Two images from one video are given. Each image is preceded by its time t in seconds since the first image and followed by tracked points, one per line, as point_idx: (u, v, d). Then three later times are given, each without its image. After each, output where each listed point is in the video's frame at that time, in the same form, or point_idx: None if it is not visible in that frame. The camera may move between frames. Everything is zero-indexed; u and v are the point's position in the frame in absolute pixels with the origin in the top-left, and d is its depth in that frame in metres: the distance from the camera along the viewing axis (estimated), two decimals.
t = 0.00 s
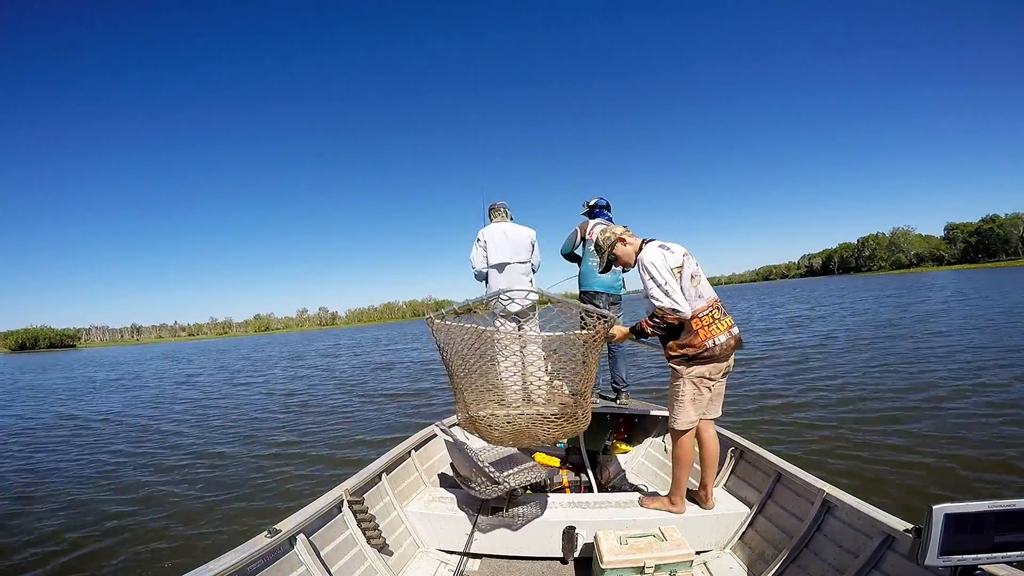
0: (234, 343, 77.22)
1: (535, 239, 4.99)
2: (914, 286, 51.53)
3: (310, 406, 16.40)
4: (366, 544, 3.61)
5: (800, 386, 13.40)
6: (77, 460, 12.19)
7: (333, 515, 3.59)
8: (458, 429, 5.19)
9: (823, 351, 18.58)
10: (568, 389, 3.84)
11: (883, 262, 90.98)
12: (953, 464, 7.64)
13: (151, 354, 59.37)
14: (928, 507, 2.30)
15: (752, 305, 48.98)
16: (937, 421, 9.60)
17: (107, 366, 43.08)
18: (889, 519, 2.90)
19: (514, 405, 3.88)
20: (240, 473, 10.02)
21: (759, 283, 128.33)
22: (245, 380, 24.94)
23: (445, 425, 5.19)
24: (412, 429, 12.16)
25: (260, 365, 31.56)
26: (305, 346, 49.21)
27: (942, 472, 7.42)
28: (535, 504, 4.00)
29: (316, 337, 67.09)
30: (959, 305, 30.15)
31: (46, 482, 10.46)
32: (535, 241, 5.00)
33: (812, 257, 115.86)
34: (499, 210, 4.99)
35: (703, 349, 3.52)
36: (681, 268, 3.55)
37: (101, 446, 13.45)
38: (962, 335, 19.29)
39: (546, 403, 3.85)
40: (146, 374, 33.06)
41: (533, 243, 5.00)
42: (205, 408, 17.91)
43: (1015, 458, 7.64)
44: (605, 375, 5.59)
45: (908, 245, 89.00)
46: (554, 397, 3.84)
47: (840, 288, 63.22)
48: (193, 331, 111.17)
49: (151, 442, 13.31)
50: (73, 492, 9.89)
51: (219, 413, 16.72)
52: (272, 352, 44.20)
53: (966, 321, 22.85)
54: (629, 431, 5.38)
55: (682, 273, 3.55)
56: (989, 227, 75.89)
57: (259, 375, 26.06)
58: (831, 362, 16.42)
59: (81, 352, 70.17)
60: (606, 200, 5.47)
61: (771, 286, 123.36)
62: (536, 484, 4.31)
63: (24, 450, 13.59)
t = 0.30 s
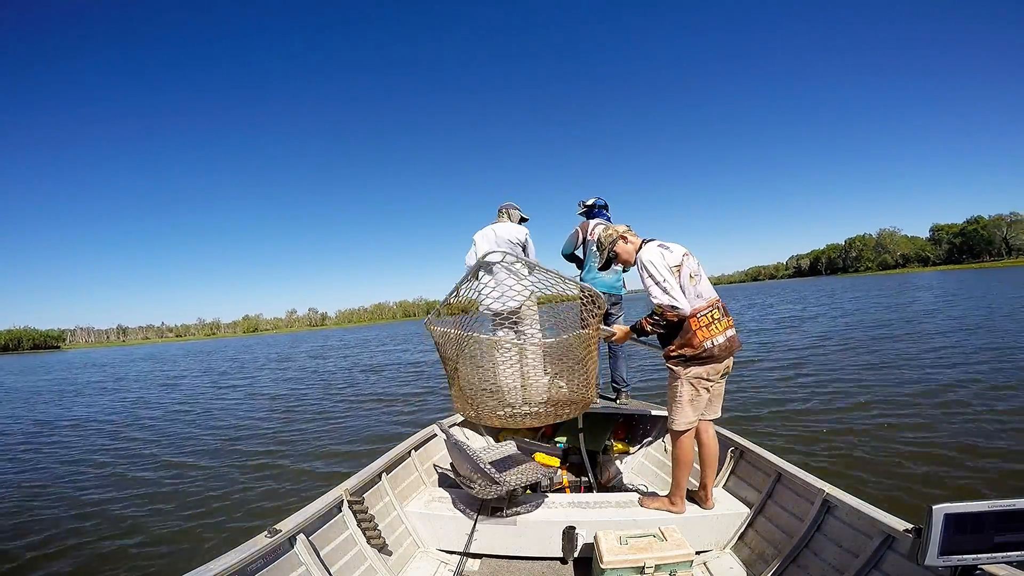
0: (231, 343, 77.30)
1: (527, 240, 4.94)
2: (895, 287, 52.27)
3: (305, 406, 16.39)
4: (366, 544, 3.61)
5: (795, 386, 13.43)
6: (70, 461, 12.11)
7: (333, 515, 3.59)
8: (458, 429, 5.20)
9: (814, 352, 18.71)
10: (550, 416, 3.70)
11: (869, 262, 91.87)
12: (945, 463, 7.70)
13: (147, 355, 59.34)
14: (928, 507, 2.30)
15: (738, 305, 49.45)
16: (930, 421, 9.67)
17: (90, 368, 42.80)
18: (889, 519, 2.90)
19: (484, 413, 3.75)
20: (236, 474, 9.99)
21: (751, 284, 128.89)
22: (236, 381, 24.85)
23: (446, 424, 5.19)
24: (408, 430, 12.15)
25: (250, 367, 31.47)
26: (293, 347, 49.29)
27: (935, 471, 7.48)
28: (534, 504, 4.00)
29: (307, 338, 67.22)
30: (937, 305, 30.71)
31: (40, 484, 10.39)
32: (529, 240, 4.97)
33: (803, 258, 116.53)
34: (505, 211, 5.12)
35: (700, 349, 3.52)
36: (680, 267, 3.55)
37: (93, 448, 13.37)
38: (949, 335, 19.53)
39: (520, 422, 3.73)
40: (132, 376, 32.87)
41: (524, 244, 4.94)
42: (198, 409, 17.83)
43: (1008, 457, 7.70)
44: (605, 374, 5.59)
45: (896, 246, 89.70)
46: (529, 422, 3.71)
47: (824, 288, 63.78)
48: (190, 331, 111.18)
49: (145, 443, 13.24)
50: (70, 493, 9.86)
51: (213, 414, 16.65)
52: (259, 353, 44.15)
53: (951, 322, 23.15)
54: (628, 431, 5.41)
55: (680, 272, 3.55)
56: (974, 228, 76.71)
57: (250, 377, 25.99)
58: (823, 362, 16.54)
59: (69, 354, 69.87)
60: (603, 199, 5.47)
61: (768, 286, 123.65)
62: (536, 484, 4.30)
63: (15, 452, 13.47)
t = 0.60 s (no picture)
0: (227, 343, 77.15)
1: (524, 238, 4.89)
2: (879, 289, 53.01)
3: (300, 406, 16.37)
4: (366, 544, 3.61)
5: (790, 387, 13.49)
6: (63, 462, 12.03)
7: (333, 515, 3.58)
8: (458, 429, 5.20)
9: (806, 352, 18.86)
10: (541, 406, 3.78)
11: (855, 263, 92.87)
12: (941, 463, 7.75)
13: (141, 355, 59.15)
14: (928, 507, 2.30)
15: (726, 307, 49.84)
16: (923, 421, 9.76)
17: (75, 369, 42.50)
18: (889, 519, 2.90)
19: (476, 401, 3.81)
20: (232, 474, 9.96)
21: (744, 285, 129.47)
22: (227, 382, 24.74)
23: (445, 424, 5.19)
24: (404, 430, 12.17)
25: (239, 368, 31.34)
26: (282, 348, 49.27)
27: (928, 471, 7.55)
28: (534, 504, 4.00)
29: (299, 338, 67.33)
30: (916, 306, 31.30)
31: (34, 485, 10.30)
32: (525, 237, 4.92)
33: (795, 259, 117.19)
34: (512, 213, 5.18)
35: (695, 349, 3.52)
36: (679, 265, 3.56)
37: (86, 447, 13.28)
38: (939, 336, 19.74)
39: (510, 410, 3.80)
40: (118, 377, 32.63)
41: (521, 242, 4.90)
42: (192, 409, 17.76)
43: (1001, 457, 7.77)
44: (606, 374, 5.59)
45: (879, 247, 90.61)
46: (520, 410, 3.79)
47: (812, 289, 64.31)
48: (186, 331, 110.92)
49: (139, 444, 13.17)
50: (67, 492, 9.81)
51: (206, 414, 16.59)
52: (248, 354, 44.09)
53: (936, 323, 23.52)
54: (629, 431, 5.37)
55: (679, 271, 3.55)
56: (960, 229, 77.64)
57: (241, 378, 25.89)
58: (815, 363, 16.66)
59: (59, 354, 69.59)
60: (601, 201, 5.48)
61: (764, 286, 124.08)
62: (536, 484, 4.30)
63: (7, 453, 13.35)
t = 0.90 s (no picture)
0: (223, 344, 77.16)
1: (524, 241, 4.89)
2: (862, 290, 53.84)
3: (295, 407, 16.37)
4: (366, 544, 3.61)
5: (785, 387, 13.52)
6: (57, 464, 11.95)
7: (333, 515, 3.58)
8: (458, 429, 5.20)
9: (799, 352, 18.99)
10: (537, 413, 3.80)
11: (844, 264, 93.73)
12: (939, 463, 7.79)
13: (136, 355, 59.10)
14: (927, 507, 2.31)
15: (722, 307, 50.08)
16: (918, 421, 9.81)
17: (59, 370, 42.22)
18: (889, 519, 2.90)
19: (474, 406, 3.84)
20: (231, 475, 9.94)
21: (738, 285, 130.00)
22: (219, 384, 24.65)
23: (445, 424, 5.19)
24: (400, 431, 12.18)
25: (228, 370, 31.22)
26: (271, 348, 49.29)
27: (922, 470, 7.60)
28: (534, 504, 4.01)
29: (290, 338, 67.52)
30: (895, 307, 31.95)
31: (28, 487, 10.22)
32: (527, 238, 4.95)
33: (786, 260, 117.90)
34: (519, 214, 5.22)
35: (684, 350, 3.53)
36: (675, 266, 3.55)
37: (79, 450, 13.19)
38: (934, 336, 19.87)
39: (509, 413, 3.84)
40: (105, 379, 32.46)
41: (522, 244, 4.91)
42: (186, 410, 17.69)
43: (997, 456, 7.82)
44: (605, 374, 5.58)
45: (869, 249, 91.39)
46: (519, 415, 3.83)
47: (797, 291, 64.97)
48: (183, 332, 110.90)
49: (134, 445, 13.12)
50: (65, 493, 9.79)
51: (201, 415, 16.53)
52: (236, 355, 44.03)
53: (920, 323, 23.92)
54: (628, 431, 5.40)
55: (674, 271, 3.54)
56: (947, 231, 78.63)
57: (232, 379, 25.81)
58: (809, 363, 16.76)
59: (47, 355, 69.13)
60: (602, 202, 5.49)
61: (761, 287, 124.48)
62: (536, 484, 4.31)
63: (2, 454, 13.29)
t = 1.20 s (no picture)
0: (220, 344, 77.23)
1: (524, 242, 4.89)
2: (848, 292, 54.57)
3: (290, 407, 16.36)
4: (366, 544, 3.60)
5: (780, 387, 13.58)
6: (52, 466, 11.88)
7: (333, 515, 3.58)
8: (458, 429, 5.20)
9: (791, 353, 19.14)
10: (535, 415, 3.84)
11: (833, 266, 94.55)
12: (935, 462, 7.84)
13: (131, 355, 59.04)
14: (928, 507, 2.31)
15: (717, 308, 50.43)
16: (916, 421, 9.86)
17: (44, 371, 41.92)
18: (889, 519, 2.90)
19: (472, 409, 3.84)
20: (229, 476, 9.92)
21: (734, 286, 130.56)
22: (210, 384, 24.56)
23: (445, 424, 5.19)
24: (396, 431, 12.20)
25: (218, 370, 31.12)
26: (260, 349, 49.37)
27: (916, 469, 7.66)
28: (534, 504, 4.01)
29: (282, 339, 67.70)
30: (875, 309, 32.59)
31: (24, 489, 10.16)
32: (528, 238, 4.95)
33: (777, 261, 118.79)
34: (523, 215, 5.22)
35: (671, 353, 3.53)
36: (668, 267, 3.55)
37: (73, 451, 13.12)
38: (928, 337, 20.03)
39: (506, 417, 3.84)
40: (92, 379, 32.30)
41: (522, 245, 4.91)
42: (180, 410, 17.63)
43: (991, 456, 7.89)
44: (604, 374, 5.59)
45: (858, 252, 92.21)
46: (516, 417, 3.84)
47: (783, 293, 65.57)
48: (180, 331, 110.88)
49: (129, 446, 13.06)
50: (63, 494, 9.78)
51: (195, 416, 16.48)
52: (224, 355, 43.97)
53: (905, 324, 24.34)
54: (629, 430, 5.38)
55: (667, 273, 3.54)
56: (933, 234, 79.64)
57: (223, 379, 25.72)
58: (801, 363, 16.87)
59: (37, 356, 68.80)
60: (601, 202, 5.40)
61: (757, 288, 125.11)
62: (536, 484, 4.31)
63: None
